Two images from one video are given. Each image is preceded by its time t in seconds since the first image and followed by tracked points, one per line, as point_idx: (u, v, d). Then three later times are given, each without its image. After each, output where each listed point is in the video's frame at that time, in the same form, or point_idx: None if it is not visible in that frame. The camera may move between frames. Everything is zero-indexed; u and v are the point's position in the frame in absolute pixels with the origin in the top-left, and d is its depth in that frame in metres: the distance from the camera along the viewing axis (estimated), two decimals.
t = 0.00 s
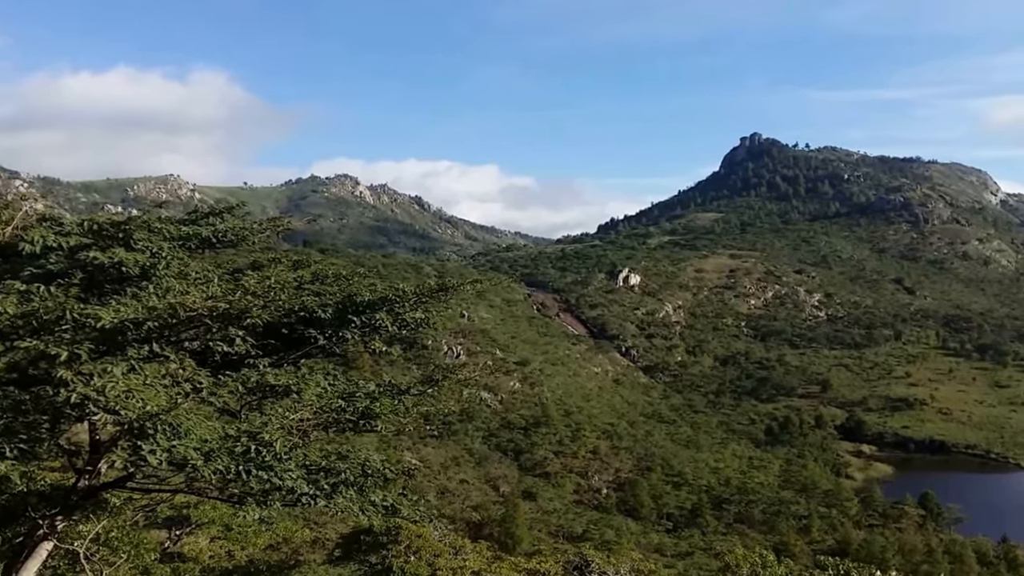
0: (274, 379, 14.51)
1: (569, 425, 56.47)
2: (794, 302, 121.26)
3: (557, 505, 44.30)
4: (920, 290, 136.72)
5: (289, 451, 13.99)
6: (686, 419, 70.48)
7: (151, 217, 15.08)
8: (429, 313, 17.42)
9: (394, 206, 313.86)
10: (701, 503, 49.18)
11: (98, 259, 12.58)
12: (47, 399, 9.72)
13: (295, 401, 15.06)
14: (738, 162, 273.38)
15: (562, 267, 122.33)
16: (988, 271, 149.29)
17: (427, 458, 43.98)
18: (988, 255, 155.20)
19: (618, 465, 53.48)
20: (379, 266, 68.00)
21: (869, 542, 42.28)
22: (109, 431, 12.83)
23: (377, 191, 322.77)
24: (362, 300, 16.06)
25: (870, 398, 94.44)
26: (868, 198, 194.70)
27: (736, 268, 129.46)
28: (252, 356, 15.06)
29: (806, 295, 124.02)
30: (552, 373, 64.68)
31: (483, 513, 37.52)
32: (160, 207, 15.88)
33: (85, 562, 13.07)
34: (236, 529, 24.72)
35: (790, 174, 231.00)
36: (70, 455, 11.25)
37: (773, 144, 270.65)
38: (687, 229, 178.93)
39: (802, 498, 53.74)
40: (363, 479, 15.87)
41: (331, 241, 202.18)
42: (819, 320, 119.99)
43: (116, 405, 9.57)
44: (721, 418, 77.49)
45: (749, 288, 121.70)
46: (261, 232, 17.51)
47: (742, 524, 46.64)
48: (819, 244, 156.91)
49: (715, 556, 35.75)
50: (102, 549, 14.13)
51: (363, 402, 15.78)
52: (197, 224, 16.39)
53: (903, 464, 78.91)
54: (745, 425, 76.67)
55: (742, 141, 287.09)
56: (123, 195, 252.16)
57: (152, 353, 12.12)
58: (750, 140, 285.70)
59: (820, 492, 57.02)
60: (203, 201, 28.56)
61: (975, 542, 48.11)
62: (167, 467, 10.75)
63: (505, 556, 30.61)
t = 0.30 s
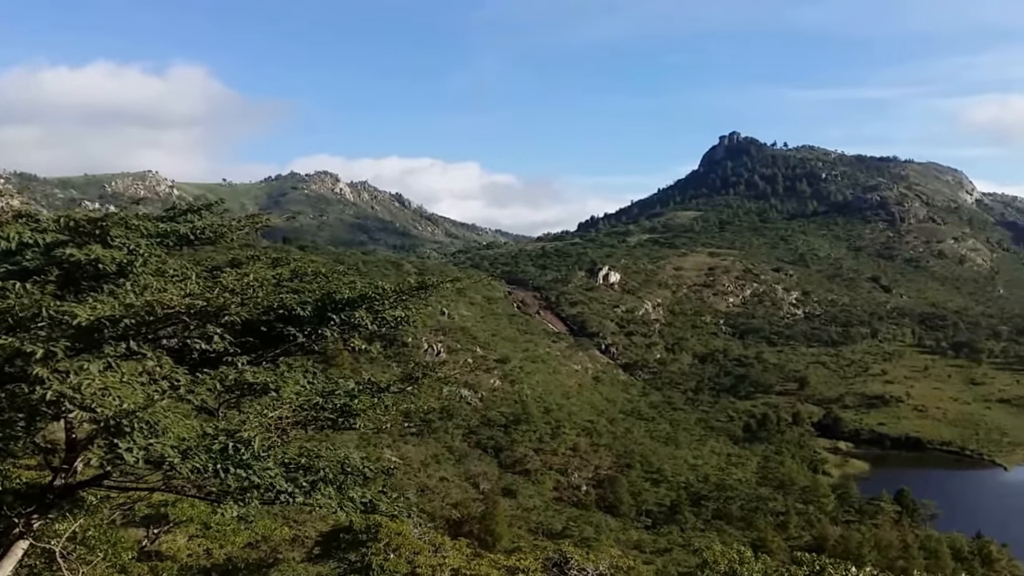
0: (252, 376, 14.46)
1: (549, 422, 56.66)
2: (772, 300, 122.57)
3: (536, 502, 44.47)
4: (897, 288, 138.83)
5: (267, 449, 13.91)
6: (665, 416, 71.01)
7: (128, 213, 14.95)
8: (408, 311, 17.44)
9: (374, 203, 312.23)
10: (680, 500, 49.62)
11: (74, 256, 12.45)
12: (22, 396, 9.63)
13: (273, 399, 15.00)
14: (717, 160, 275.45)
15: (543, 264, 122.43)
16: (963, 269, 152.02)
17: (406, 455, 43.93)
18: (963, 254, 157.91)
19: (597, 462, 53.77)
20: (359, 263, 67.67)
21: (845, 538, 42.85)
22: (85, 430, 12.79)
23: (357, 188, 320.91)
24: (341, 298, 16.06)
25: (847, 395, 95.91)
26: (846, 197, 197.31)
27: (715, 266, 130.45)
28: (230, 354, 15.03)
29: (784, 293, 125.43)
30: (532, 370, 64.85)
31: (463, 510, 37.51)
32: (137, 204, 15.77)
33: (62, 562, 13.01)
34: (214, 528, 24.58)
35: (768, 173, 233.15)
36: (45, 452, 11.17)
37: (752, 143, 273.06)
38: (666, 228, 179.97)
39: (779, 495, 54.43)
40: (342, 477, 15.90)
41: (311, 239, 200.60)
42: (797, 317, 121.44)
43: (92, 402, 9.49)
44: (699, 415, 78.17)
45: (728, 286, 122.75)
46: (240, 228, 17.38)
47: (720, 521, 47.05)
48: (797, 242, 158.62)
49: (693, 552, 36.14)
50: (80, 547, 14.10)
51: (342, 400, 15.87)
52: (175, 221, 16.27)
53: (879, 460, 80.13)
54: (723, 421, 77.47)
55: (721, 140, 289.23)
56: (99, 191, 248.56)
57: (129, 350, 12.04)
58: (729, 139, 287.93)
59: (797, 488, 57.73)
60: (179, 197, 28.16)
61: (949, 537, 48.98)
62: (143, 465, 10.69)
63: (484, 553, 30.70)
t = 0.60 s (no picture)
0: (229, 374, 14.37)
1: (528, 419, 56.83)
2: (748, 298, 123.96)
3: (514, 499, 44.63)
4: (870, 287, 141.21)
5: (243, 447, 13.82)
6: (642, 414, 71.57)
7: (101, 210, 14.77)
8: (386, 309, 17.39)
9: (353, 200, 310.27)
10: (657, 496, 50.09)
11: (48, 253, 12.31)
12: None
13: (249, 397, 14.92)
14: (695, 160, 277.73)
15: (521, 262, 122.56)
16: (935, 268, 155.03)
17: (385, 453, 43.81)
18: (935, 253, 161.03)
19: (575, 459, 54.08)
20: (337, 261, 67.27)
21: (820, 534, 43.55)
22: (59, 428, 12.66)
23: (335, 185, 318.70)
24: (318, 295, 15.97)
25: (822, 393, 97.42)
26: (821, 196, 200.03)
27: (692, 265, 131.45)
28: (207, 351, 14.96)
29: (759, 292, 126.97)
30: (510, 368, 64.94)
31: (440, 508, 37.44)
32: (112, 201, 15.63)
33: (34, 562, 12.81)
34: (190, 526, 24.41)
35: (744, 172, 235.59)
36: (17, 451, 11.02)
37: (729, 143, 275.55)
38: (644, 226, 180.97)
39: (755, 492, 55.09)
40: (318, 473, 15.86)
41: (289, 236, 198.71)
42: (772, 316, 122.99)
43: (65, 400, 9.39)
44: (676, 412, 78.92)
45: (705, 284, 123.80)
46: (216, 226, 17.23)
47: (697, 517, 47.57)
48: (773, 241, 160.49)
49: (670, 549, 36.50)
50: (53, 547, 13.94)
51: (318, 397, 15.88)
52: (150, 219, 16.14)
53: (852, 457, 81.44)
54: (700, 419, 78.29)
55: (699, 139, 291.51)
56: (72, 186, 244.31)
57: (104, 348, 11.91)
58: (706, 138, 290.48)
59: (772, 485, 58.51)
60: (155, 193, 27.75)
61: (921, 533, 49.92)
62: (118, 462, 10.58)
63: (462, 551, 30.79)
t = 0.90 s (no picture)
0: (201, 372, 14.29)
1: (503, 417, 56.97)
2: (721, 296, 125.40)
3: (489, 497, 44.75)
4: (841, 286, 143.62)
5: (216, 444, 13.75)
6: (616, 411, 72.13)
7: (71, 206, 14.59)
8: (359, 307, 17.33)
9: (328, 197, 307.82)
10: (631, 493, 50.55)
11: (18, 249, 12.16)
12: None
13: (221, 395, 14.82)
14: (669, 159, 280.09)
15: (496, 260, 122.55)
16: (904, 267, 158.07)
17: (359, 451, 43.66)
18: (904, 252, 164.23)
19: (550, 456, 54.32)
20: (311, 258, 66.75)
21: (791, 530, 44.28)
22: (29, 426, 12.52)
23: (310, 182, 315.90)
24: (291, 292, 15.89)
25: (793, 390, 98.96)
26: (793, 196, 202.81)
27: (665, 263, 132.49)
28: (178, 349, 14.86)
29: (732, 290, 128.55)
30: (485, 366, 65.00)
31: (415, 505, 37.45)
32: (82, 198, 15.45)
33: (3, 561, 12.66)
34: (163, 525, 24.19)
35: (718, 171, 238.12)
36: None
37: (703, 142, 278.10)
38: (619, 224, 182.06)
39: (727, 488, 55.82)
40: (291, 471, 15.83)
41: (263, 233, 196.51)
42: (745, 314, 124.58)
43: (33, 398, 9.31)
44: (650, 409, 79.63)
45: (679, 282, 124.92)
46: (189, 223, 17.11)
47: (670, 514, 48.10)
48: (745, 240, 162.40)
49: (643, 546, 36.95)
50: (23, 545, 13.78)
51: (291, 395, 15.79)
52: (122, 215, 15.99)
53: (823, 454, 82.84)
54: (673, 416, 79.11)
55: (673, 138, 293.69)
56: (41, 182, 239.25)
57: (74, 346, 11.81)
58: (681, 137, 293.02)
59: (745, 482, 59.32)
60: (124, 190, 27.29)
61: (891, 529, 50.99)
62: (87, 461, 10.47)
63: (437, 549, 30.84)
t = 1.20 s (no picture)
0: (169, 369, 14.19)
1: (475, 415, 57.10)
2: (692, 295, 126.89)
3: (462, 494, 44.85)
4: (809, 285, 146.19)
5: (183, 441, 13.66)
6: (588, 408, 72.65)
7: (38, 201, 14.40)
8: (330, 305, 17.28)
9: (300, 194, 304.71)
10: (602, 490, 51.05)
11: None
12: None
13: (190, 391, 14.72)
14: (642, 159, 282.33)
15: (470, 258, 122.50)
16: (870, 267, 161.38)
17: (331, 449, 43.42)
18: (871, 253, 167.74)
19: (522, 454, 54.52)
20: (283, 255, 66.13)
21: (759, 527, 45.12)
22: None
23: (282, 178, 312.12)
24: (260, 289, 15.86)
25: (762, 388, 100.59)
26: (763, 196, 205.68)
27: (637, 262, 133.57)
28: (147, 346, 14.75)
29: (702, 289, 130.14)
30: (459, 363, 64.99)
31: (388, 503, 37.39)
32: (49, 193, 15.26)
33: None
34: (131, 523, 23.88)
35: (690, 172, 240.70)
36: None
37: (675, 143, 280.71)
38: (592, 224, 183.08)
39: (697, 485, 56.61)
40: (261, 471, 15.78)
41: (234, 230, 194.12)
42: (715, 313, 126.26)
43: None
44: (621, 407, 80.30)
45: (650, 281, 126.07)
46: (158, 219, 16.99)
47: (641, 510, 48.67)
48: (716, 240, 164.35)
49: (614, 542, 37.44)
50: None
51: (261, 393, 15.71)
52: (90, 210, 15.80)
53: (790, 450, 84.34)
54: (644, 413, 79.95)
55: (646, 138, 295.95)
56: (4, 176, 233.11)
57: (39, 342, 11.70)
58: (653, 137, 295.49)
59: (714, 478, 60.22)
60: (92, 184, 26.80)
61: (856, 524, 52.17)
62: (50, 460, 10.35)
63: (408, 547, 30.96)
